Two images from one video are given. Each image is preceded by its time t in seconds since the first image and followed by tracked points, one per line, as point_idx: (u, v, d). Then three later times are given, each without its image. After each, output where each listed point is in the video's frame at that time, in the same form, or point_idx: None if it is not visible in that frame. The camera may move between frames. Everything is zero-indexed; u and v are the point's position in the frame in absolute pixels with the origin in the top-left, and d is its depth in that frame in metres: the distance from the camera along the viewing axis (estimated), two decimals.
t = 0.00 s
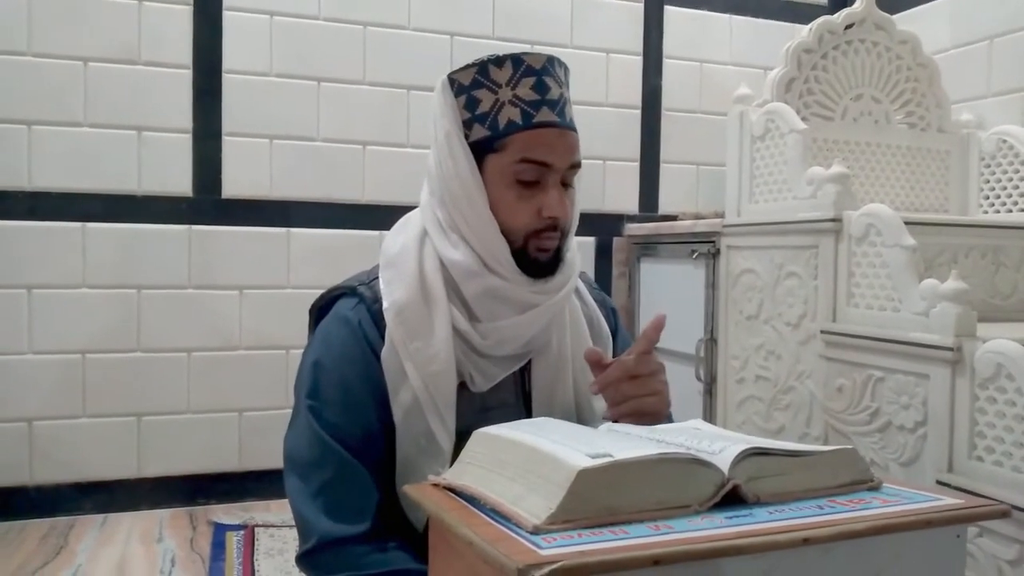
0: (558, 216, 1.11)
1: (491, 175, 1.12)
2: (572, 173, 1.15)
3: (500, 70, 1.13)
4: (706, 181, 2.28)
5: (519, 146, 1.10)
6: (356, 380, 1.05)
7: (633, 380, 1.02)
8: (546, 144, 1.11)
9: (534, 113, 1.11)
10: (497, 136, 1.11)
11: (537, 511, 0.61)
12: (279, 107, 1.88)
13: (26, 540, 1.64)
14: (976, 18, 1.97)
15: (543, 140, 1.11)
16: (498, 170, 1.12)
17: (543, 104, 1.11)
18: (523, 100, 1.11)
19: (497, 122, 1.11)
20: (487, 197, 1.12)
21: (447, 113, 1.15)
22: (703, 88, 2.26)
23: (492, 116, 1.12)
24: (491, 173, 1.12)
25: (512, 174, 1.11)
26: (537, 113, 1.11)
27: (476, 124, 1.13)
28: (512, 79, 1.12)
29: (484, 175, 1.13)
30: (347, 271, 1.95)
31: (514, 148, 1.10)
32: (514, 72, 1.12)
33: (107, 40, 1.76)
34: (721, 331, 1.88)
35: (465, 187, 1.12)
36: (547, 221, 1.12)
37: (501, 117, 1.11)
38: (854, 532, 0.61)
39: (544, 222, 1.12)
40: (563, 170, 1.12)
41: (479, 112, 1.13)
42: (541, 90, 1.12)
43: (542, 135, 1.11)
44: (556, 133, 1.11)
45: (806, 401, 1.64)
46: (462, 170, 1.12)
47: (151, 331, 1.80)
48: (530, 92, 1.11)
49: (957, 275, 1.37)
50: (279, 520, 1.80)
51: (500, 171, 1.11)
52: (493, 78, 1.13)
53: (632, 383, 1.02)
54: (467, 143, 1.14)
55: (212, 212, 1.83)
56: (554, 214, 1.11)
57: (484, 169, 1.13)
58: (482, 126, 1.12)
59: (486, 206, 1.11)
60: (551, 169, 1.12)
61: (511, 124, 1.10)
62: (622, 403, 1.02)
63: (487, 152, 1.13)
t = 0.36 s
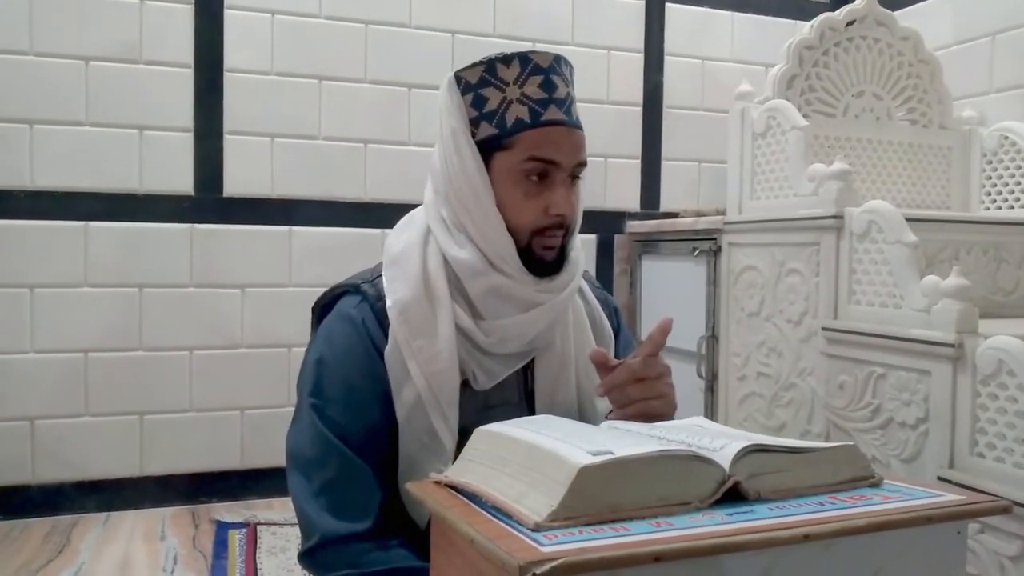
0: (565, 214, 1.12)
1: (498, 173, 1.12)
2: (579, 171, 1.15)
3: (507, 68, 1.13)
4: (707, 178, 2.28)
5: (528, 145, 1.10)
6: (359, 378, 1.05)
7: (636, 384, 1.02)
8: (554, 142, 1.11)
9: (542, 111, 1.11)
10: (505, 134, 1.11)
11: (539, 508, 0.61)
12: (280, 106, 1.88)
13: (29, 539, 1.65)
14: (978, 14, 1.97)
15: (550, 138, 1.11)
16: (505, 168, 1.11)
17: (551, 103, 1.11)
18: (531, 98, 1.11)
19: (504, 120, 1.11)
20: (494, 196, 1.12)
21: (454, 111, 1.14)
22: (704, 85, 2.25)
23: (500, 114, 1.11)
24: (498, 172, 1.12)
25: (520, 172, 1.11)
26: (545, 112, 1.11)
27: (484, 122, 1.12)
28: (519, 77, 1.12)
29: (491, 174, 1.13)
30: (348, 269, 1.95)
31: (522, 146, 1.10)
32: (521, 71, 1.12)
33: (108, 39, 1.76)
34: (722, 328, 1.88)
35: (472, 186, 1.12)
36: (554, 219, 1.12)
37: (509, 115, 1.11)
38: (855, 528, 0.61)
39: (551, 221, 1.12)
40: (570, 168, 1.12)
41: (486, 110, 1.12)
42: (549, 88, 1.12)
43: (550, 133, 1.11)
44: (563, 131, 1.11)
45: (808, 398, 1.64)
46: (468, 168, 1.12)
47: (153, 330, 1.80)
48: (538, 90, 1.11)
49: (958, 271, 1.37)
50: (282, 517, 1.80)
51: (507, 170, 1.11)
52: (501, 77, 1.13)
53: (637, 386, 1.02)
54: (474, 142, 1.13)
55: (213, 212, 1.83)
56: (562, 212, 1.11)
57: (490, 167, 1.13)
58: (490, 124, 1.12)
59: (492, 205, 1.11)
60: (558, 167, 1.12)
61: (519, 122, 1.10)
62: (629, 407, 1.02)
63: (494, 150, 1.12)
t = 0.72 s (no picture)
0: (582, 209, 1.12)
1: (514, 168, 1.12)
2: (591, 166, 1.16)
3: (522, 64, 1.13)
4: (707, 174, 2.28)
5: (545, 140, 1.10)
6: (368, 372, 1.05)
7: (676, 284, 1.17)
8: (571, 138, 1.11)
9: (558, 107, 1.11)
10: (521, 129, 1.11)
11: (538, 504, 0.61)
12: (278, 103, 1.88)
13: (31, 538, 1.65)
14: (978, 9, 1.96)
15: (567, 134, 1.11)
16: (522, 164, 1.11)
17: (566, 98, 1.12)
18: (547, 94, 1.11)
19: (521, 115, 1.11)
20: (510, 190, 1.12)
21: (468, 106, 1.14)
22: (704, 81, 2.25)
23: (516, 110, 1.11)
24: (513, 167, 1.12)
25: (538, 167, 1.11)
26: (561, 107, 1.11)
27: (499, 118, 1.12)
28: (534, 73, 1.12)
29: (507, 169, 1.13)
30: (349, 267, 1.95)
31: (540, 142, 1.10)
32: (535, 67, 1.13)
33: (107, 38, 1.76)
34: (722, 324, 1.88)
35: (486, 180, 1.12)
36: (570, 214, 1.12)
37: (525, 110, 1.11)
38: (854, 523, 0.61)
39: (568, 215, 1.12)
40: (585, 163, 1.13)
41: (501, 106, 1.12)
42: (563, 84, 1.13)
43: (566, 129, 1.11)
44: (578, 126, 1.12)
45: (808, 393, 1.64)
46: (483, 163, 1.12)
47: (153, 328, 1.80)
48: (553, 86, 1.12)
49: (958, 266, 1.36)
50: (283, 515, 1.80)
51: (525, 165, 1.11)
52: (515, 73, 1.13)
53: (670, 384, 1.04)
54: (489, 137, 1.13)
55: (213, 210, 1.83)
56: (579, 206, 1.12)
57: (506, 162, 1.13)
58: (505, 120, 1.12)
59: (509, 200, 1.11)
60: (574, 162, 1.12)
61: (536, 117, 1.10)
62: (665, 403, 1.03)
63: (510, 145, 1.12)
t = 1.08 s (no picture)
0: (600, 224, 1.12)
1: (536, 178, 1.11)
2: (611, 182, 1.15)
3: (552, 74, 1.12)
4: (706, 176, 2.28)
5: (570, 153, 1.10)
6: (377, 372, 1.04)
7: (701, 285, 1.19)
8: (594, 153, 1.11)
9: (584, 120, 1.11)
10: (547, 140, 1.10)
11: (534, 506, 0.61)
12: (277, 104, 1.88)
13: (28, 538, 1.65)
14: (977, 11, 1.97)
15: (591, 148, 1.11)
16: (545, 175, 1.11)
17: (593, 113, 1.11)
18: (575, 107, 1.11)
19: (547, 126, 1.10)
20: (530, 200, 1.11)
21: (494, 112, 1.13)
22: (703, 82, 2.25)
23: (542, 120, 1.11)
24: (535, 177, 1.11)
25: (560, 180, 1.10)
26: (587, 122, 1.11)
27: (524, 127, 1.11)
28: (564, 84, 1.12)
29: (528, 179, 1.12)
30: (348, 267, 1.95)
31: (565, 155, 1.10)
32: (566, 78, 1.12)
33: (106, 38, 1.76)
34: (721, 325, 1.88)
35: (508, 188, 1.11)
36: (588, 228, 1.12)
37: (551, 122, 1.10)
38: (850, 526, 0.61)
39: (586, 230, 1.12)
40: (606, 179, 1.13)
41: (528, 115, 1.11)
42: (591, 98, 1.12)
43: (590, 143, 1.11)
44: (602, 142, 1.12)
45: (806, 395, 1.64)
46: (506, 170, 1.11)
47: (152, 328, 1.80)
48: (582, 99, 1.11)
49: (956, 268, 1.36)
50: (281, 516, 1.80)
51: (547, 177, 1.11)
52: (544, 83, 1.12)
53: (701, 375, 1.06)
54: (514, 146, 1.12)
55: (211, 210, 1.83)
56: (597, 222, 1.11)
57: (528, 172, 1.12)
58: (530, 130, 1.11)
59: (529, 210, 1.11)
60: (595, 177, 1.12)
61: (562, 130, 1.10)
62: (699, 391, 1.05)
63: (534, 155, 1.11)
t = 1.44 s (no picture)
0: (637, 237, 1.03)
1: (576, 186, 1.03)
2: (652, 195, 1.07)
3: (601, 82, 1.03)
4: (704, 176, 2.28)
5: (613, 163, 1.01)
6: (400, 371, 0.97)
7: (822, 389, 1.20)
8: (639, 166, 1.02)
9: (631, 132, 1.01)
10: (590, 149, 1.01)
11: (533, 506, 0.61)
12: (275, 103, 1.88)
13: (25, 538, 1.65)
14: (975, 12, 1.97)
15: (637, 161, 1.02)
16: (585, 183, 1.02)
17: (640, 125, 1.02)
18: (622, 118, 1.01)
19: (591, 134, 1.01)
20: (570, 208, 1.03)
21: (538, 113, 1.05)
22: (701, 83, 2.25)
23: (587, 128, 1.02)
24: (575, 185, 1.03)
25: (601, 190, 1.02)
26: (633, 134, 1.01)
27: (567, 133, 1.03)
28: (612, 94, 1.02)
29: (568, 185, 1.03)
30: (347, 267, 1.94)
31: (608, 165, 1.01)
32: (614, 87, 1.02)
33: (103, 38, 1.76)
34: (719, 325, 1.88)
35: (548, 191, 1.02)
36: (624, 241, 1.04)
37: (596, 130, 1.01)
38: (849, 526, 0.61)
39: (622, 242, 1.04)
40: (647, 192, 1.05)
41: (572, 121, 1.03)
42: (639, 110, 1.03)
43: (637, 155, 1.02)
44: (648, 156, 1.03)
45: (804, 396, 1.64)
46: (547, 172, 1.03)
47: (149, 328, 1.80)
48: (629, 110, 1.02)
49: (954, 269, 1.37)
50: (279, 516, 1.80)
51: (587, 185, 1.02)
52: (593, 90, 1.03)
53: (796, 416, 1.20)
54: (557, 148, 1.03)
55: (209, 210, 1.83)
56: (635, 235, 1.03)
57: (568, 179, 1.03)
58: (574, 136, 1.02)
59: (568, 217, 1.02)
60: (637, 190, 1.03)
61: (607, 140, 1.01)
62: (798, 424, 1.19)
63: (576, 162, 1.03)
